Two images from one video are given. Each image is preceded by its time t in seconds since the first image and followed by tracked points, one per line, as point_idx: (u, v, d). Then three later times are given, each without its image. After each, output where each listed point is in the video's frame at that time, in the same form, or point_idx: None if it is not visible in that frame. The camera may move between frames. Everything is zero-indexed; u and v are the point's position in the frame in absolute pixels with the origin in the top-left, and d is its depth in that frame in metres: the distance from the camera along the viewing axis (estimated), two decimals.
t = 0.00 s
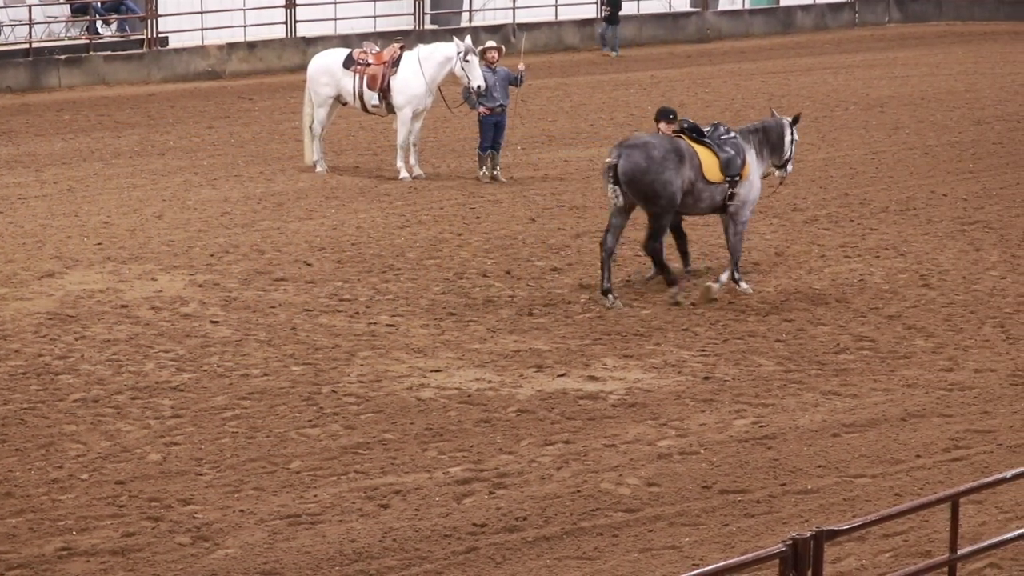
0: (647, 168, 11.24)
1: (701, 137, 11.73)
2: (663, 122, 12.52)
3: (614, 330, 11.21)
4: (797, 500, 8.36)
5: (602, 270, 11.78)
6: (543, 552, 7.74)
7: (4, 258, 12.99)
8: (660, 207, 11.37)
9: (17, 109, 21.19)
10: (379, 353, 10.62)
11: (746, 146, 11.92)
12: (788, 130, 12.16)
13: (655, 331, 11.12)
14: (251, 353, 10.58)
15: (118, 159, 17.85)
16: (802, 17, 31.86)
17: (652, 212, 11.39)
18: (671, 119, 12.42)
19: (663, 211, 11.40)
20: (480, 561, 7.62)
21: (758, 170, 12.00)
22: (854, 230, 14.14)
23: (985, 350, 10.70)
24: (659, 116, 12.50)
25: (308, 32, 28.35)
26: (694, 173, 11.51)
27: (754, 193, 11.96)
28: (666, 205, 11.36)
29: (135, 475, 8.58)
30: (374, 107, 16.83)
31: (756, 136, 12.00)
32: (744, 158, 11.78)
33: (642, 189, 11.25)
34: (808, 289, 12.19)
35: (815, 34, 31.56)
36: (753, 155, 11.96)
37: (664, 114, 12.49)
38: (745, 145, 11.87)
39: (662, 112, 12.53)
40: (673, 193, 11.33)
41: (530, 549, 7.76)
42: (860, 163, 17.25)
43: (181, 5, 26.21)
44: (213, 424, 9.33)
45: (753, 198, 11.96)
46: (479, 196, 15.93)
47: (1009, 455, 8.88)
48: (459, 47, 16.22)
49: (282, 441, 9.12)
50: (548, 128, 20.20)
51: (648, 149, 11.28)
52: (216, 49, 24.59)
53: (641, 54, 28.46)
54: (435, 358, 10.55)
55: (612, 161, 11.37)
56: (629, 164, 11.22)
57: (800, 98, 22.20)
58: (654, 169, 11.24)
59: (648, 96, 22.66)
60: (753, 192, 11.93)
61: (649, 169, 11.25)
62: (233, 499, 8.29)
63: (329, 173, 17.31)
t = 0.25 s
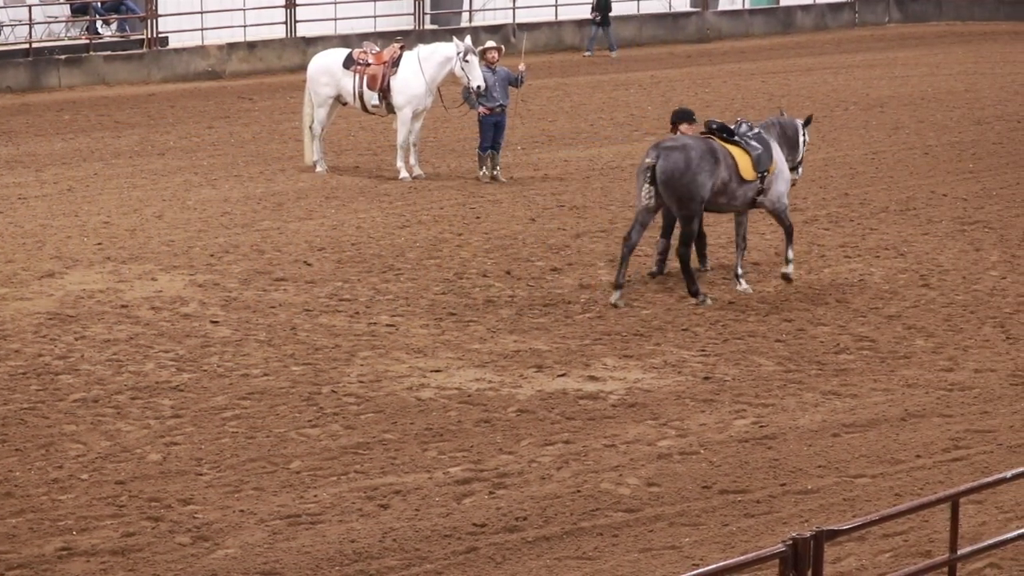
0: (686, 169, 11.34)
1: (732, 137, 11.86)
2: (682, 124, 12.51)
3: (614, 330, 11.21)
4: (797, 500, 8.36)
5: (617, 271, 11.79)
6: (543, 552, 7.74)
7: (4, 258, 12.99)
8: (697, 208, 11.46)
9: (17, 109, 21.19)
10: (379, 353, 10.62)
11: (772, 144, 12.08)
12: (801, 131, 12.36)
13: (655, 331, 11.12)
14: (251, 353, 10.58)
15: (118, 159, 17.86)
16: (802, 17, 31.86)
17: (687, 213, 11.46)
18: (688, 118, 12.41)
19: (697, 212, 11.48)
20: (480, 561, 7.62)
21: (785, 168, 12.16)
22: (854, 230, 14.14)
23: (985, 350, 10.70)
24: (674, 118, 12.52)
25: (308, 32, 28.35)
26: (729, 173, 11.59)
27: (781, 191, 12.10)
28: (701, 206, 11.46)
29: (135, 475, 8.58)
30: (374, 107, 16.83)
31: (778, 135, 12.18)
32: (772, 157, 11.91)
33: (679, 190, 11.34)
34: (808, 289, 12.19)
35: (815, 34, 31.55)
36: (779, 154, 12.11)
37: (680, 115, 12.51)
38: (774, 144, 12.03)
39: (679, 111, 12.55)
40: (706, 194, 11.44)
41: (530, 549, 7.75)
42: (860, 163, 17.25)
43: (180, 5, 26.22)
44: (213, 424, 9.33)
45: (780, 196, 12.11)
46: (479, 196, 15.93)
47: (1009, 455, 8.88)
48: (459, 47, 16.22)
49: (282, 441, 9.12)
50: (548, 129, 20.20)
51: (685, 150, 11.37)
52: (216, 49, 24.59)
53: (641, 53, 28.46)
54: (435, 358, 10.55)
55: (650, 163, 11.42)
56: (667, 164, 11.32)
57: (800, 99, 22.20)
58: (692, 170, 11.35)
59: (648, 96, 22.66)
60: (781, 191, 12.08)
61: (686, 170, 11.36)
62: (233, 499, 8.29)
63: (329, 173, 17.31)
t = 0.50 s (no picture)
0: (716, 162, 11.42)
1: (759, 130, 11.94)
2: (696, 117, 12.53)
3: (614, 330, 11.21)
4: (797, 500, 8.35)
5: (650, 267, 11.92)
6: (544, 552, 7.74)
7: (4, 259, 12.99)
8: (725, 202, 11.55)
9: (17, 109, 21.19)
10: (379, 353, 10.62)
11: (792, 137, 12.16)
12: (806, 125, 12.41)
13: (656, 331, 11.12)
14: (251, 353, 10.58)
15: (118, 159, 17.86)
16: (802, 17, 31.86)
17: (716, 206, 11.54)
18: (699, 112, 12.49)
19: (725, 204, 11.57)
20: (480, 561, 7.62)
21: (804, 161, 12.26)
22: (854, 230, 14.14)
23: (985, 350, 10.70)
24: (687, 111, 12.54)
25: (308, 32, 28.35)
26: (757, 166, 11.67)
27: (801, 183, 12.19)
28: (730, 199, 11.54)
29: (135, 475, 8.58)
30: (375, 107, 16.84)
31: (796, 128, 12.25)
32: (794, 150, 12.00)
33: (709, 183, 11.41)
34: (809, 289, 12.19)
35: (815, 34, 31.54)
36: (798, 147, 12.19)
37: (692, 108, 12.52)
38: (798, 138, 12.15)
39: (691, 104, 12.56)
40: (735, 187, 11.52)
41: (530, 549, 7.75)
42: (860, 163, 17.25)
43: (180, 5, 26.21)
44: (213, 424, 9.33)
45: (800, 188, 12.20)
46: (479, 196, 15.93)
47: (1009, 455, 8.88)
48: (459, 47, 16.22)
49: (282, 441, 9.12)
50: (548, 129, 20.20)
51: (716, 144, 11.46)
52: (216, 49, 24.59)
53: (641, 53, 28.45)
54: (435, 358, 10.55)
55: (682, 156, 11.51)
56: (699, 159, 11.39)
57: (800, 98, 22.20)
58: (723, 164, 11.43)
59: (648, 96, 22.66)
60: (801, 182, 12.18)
61: (717, 164, 11.44)
62: (233, 499, 8.29)
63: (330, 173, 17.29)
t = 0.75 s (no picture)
0: (745, 166, 11.49)
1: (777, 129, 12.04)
2: (702, 116, 12.56)
3: (614, 330, 11.21)
4: (797, 500, 8.35)
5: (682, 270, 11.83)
6: (544, 552, 7.74)
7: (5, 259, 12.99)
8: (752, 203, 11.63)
9: (16, 109, 21.19)
10: (379, 353, 10.62)
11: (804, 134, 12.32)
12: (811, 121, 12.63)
13: (656, 331, 11.12)
14: (251, 353, 10.58)
15: (119, 159, 17.86)
16: (802, 17, 31.86)
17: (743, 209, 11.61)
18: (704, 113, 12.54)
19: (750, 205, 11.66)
20: (480, 561, 7.62)
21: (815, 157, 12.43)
22: (854, 230, 14.14)
23: (985, 350, 10.70)
24: (693, 111, 12.56)
25: (308, 32, 28.34)
26: (782, 166, 11.79)
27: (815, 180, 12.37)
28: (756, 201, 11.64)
29: (135, 475, 8.58)
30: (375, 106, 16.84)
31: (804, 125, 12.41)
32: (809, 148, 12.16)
33: (739, 186, 11.48)
34: (809, 289, 12.18)
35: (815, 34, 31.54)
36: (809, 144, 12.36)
37: (698, 108, 12.55)
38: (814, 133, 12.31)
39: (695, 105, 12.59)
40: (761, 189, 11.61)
41: (530, 549, 7.75)
42: (861, 163, 17.25)
43: (181, 5, 26.21)
44: (214, 424, 9.33)
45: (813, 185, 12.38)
46: (480, 196, 15.92)
47: (1009, 455, 8.88)
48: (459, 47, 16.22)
49: (282, 441, 9.12)
50: (548, 129, 20.20)
51: (744, 147, 11.52)
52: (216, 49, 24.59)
53: (641, 53, 28.45)
54: (435, 358, 10.55)
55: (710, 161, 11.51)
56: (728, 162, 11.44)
57: (800, 98, 22.20)
58: (751, 166, 11.50)
59: (648, 96, 22.66)
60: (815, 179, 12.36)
61: (745, 167, 11.50)
62: (233, 499, 8.29)
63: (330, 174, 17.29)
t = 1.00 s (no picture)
0: (769, 164, 11.64)
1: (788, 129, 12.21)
2: (707, 116, 12.58)
3: (614, 330, 11.21)
4: (797, 500, 8.35)
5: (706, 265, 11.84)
6: (544, 552, 7.74)
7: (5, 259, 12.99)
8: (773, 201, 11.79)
9: (16, 109, 21.19)
10: (379, 353, 10.62)
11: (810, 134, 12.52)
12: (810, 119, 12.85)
13: (656, 331, 11.12)
14: (251, 353, 10.58)
15: (119, 159, 17.87)
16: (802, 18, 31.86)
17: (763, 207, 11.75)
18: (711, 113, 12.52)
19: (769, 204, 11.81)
20: (480, 561, 7.61)
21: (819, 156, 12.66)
22: (854, 230, 14.14)
23: (985, 350, 10.70)
24: (698, 111, 12.57)
25: (308, 32, 28.35)
26: (799, 166, 11.98)
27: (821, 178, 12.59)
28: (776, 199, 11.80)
29: (135, 476, 8.58)
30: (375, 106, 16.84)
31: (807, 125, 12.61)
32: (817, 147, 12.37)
33: (762, 184, 11.62)
34: (809, 289, 12.18)
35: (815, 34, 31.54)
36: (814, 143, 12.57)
37: (702, 108, 12.56)
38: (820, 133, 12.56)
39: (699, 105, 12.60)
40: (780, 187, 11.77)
41: (530, 549, 7.75)
42: (861, 163, 17.25)
43: (181, 5, 26.21)
44: (214, 424, 9.33)
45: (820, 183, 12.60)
46: (480, 197, 15.93)
47: (1009, 455, 8.88)
48: (459, 47, 16.23)
49: (282, 441, 9.12)
50: (548, 129, 20.21)
51: (766, 145, 11.66)
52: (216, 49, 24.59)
53: (641, 53, 28.45)
54: (435, 358, 10.55)
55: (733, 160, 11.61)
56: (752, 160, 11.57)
57: (800, 99, 22.20)
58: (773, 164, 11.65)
59: (648, 96, 22.66)
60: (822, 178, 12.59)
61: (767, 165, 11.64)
62: (233, 499, 8.29)
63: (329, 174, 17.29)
